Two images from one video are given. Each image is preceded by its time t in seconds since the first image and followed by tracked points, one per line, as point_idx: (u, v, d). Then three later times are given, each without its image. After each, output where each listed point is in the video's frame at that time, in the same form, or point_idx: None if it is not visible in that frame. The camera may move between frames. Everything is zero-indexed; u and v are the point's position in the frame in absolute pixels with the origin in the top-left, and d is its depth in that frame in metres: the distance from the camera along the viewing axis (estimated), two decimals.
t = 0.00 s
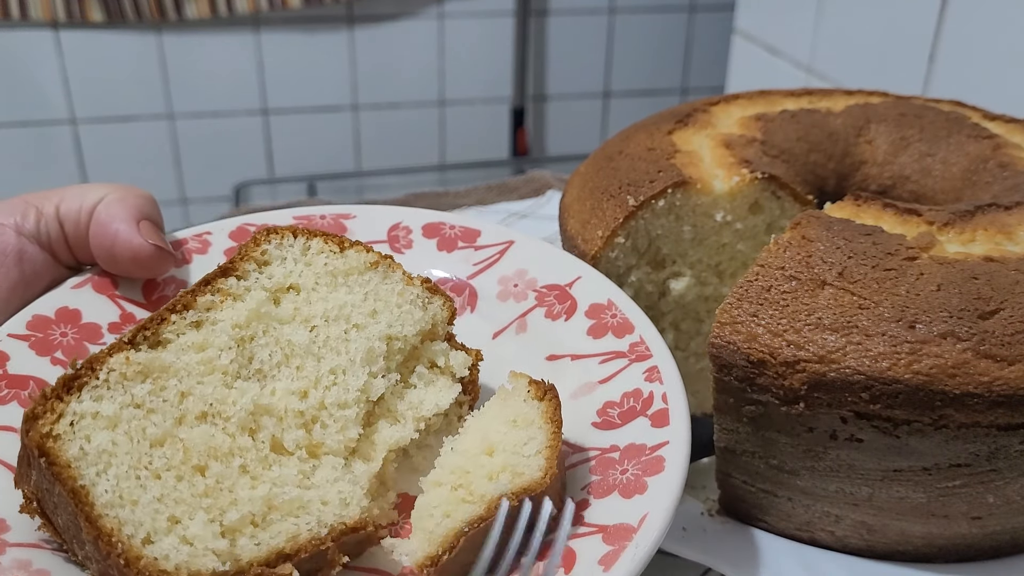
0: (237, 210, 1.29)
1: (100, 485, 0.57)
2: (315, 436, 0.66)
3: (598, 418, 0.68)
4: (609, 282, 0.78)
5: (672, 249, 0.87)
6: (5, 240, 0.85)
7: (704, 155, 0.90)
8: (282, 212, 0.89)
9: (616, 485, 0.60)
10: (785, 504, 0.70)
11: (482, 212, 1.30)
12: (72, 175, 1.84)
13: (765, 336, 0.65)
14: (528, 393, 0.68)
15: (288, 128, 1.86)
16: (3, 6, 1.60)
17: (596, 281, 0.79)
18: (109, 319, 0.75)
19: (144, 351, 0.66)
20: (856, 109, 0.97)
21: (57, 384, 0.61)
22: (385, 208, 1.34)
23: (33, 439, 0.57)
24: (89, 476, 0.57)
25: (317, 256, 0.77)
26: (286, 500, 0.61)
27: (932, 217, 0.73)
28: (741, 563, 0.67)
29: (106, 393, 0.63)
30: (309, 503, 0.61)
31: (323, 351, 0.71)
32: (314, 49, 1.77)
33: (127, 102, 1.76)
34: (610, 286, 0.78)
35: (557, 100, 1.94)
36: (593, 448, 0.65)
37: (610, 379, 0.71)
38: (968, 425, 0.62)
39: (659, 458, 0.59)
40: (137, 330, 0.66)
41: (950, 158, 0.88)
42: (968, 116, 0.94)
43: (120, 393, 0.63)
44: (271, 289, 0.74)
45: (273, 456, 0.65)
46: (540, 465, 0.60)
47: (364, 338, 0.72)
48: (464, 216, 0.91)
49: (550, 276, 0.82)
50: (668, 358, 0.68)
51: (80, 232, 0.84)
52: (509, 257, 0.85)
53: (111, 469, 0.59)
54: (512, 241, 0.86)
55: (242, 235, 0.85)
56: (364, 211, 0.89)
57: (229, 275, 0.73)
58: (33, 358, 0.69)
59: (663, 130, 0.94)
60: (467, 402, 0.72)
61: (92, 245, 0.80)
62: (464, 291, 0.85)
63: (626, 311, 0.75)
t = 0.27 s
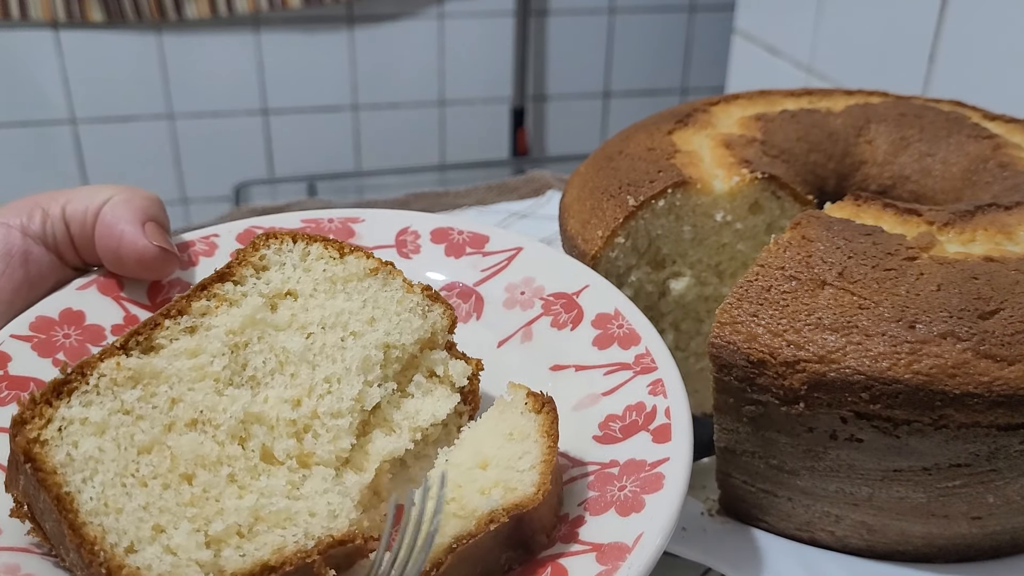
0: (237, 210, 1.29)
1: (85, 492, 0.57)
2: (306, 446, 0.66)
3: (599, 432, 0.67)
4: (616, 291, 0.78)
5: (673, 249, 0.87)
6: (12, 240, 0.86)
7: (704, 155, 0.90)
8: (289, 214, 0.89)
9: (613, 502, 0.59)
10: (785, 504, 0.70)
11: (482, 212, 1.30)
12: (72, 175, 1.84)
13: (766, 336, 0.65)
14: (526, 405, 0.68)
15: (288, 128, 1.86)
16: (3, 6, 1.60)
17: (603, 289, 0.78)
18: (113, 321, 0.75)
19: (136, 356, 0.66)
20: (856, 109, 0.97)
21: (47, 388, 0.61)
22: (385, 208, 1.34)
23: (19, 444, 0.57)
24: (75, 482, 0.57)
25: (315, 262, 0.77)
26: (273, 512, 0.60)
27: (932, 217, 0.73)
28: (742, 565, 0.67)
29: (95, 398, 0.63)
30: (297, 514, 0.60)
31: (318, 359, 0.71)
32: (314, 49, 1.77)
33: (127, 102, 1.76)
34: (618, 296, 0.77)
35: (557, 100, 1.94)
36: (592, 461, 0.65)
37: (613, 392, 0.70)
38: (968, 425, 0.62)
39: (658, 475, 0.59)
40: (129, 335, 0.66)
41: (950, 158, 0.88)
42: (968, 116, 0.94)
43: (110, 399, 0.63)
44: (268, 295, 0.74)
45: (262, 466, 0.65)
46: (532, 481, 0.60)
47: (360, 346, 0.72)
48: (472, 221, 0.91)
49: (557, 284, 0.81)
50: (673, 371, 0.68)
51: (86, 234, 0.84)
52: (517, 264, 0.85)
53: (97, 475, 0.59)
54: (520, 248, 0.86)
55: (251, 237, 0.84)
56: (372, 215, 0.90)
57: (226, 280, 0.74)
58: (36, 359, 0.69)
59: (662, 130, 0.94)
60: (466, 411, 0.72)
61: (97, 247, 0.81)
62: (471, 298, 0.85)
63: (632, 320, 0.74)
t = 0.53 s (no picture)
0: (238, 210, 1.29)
1: (109, 497, 0.57)
2: (324, 446, 0.66)
3: (611, 430, 0.67)
4: (626, 288, 0.78)
5: (673, 249, 0.87)
6: (21, 236, 0.86)
7: (703, 155, 0.90)
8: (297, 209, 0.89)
9: (627, 502, 0.60)
10: (785, 504, 0.70)
11: (482, 212, 1.30)
12: (72, 175, 1.84)
13: (765, 336, 0.65)
14: (540, 406, 0.68)
15: (287, 128, 1.86)
16: (3, 6, 1.60)
17: (612, 286, 0.78)
18: (123, 317, 0.75)
19: (153, 359, 0.66)
20: (856, 109, 0.97)
21: (67, 393, 0.61)
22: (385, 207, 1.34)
23: (41, 449, 0.56)
24: (98, 487, 0.57)
25: (329, 261, 0.77)
26: (293, 514, 0.61)
27: (932, 217, 0.73)
28: (740, 563, 0.67)
29: (115, 402, 0.62)
30: (318, 516, 0.61)
31: (333, 360, 0.71)
32: (314, 49, 1.77)
33: (127, 102, 1.76)
34: (626, 293, 0.77)
35: (557, 100, 1.94)
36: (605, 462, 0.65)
37: (624, 391, 0.70)
38: (968, 425, 0.62)
39: (671, 475, 0.59)
40: (147, 338, 0.66)
41: (950, 158, 0.88)
42: (968, 116, 0.94)
43: (130, 402, 0.63)
44: (283, 295, 0.74)
45: (282, 468, 0.65)
46: (548, 483, 0.60)
47: (375, 346, 0.72)
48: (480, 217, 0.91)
49: (566, 281, 0.81)
50: (684, 370, 0.68)
51: (95, 229, 0.85)
52: (526, 260, 0.85)
53: (120, 479, 0.59)
54: (528, 244, 0.86)
55: (258, 232, 0.85)
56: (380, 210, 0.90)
57: (241, 281, 0.73)
58: (47, 357, 0.69)
59: (662, 130, 0.94)
60: (478, 410, 0.72)
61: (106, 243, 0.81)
62: (480, 293, 0.85)
63: (642, 317, 0.75)
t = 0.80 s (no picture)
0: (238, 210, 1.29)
1: (109, 502, 0.58)
2: (324, 454, 0.66)
3: (617, 443, 0.67)
4: (631, 301, 0.78)
5: (672, 249, 0.87)
6: (26, 242, 0.85)
7: (703, 155, 0.90)
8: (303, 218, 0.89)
9: (633, 516, 0.60)
10: (785, 504, 0.70)
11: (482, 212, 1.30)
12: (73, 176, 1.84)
13: (765, 336, 0.65)
14: (546, 418, 0.67)
15: (287, 128, 1.86)
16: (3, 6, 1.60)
17: (618, 298, 0.79)
18: (128, 324, 0.75)
19: (156, 364, 0.66)
20: (856, 109, 0.97)
21: (68, 397, 0.61)
22: (385, 208, 1.34)
23: (41, 453, 0.57)
24: (98, 492, 0.58)
25: (334, 269, 0.77)
26: (292, 518, 0.61)
27: (932, 217, 0.73)
28: (741, 564, 0.67)
29: (116, 406, 0.63)
30: (316, 518, 0.61)
31: (337, 367, 0.71)
32: (314, 49, 1.77)
33: (127, 102, 1.76)
34: (633, 307, 0.77)
35: (557, 100, 1.94)
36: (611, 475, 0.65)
37: (630, 403, 0.70)
38: (968, 425, 0.62)
39: (678, 489, 0.59)
40: (149, 342, 0.66)
41: (950, 158, 0.88)
42: (968, 116, 0.94)
43: (131, 407, 0.64)
44: (287, 302, 0.74)
45: (282, 474, 0.64)
46: (555, 496, 0.60)
47: (380, 355, 0.72)
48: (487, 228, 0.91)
49: (572, 293, 0.81)
50: (690, 383, 0.68)
51: (100, 236, 0.85)
52: (531, 270, 0.85)
53: (120, 484, 0.59)
54: (534, 254, 0.86)
55: (263, 240, 0.85)
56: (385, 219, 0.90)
57: (245, 288, 0.73)
58: (51, 363, 0.69)
59: (662, 130, 0.94)
60: (484, 420, 0.72)
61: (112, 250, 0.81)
62: (485, 304, 0.84)
63: (648, 331, 0.75)
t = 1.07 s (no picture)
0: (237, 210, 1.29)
1: (86, 472, 0.59)
2: (298, 440, 0.67)
3: (611, 442, 0.67)
4: (627, 301, 0.78)
5: (672, 249, 0.87)
6: (24, 242, 0.85)
7: (703, 155, 0.90)
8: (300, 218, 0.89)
9: (628, 513, 0.60)
10: (785, 504, 0.70)
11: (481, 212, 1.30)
12: (72, 175, 1.84)
13: (765, 336, 0.65)
14: (541, 416, 0.68)
15: (287, 128, 1.85)
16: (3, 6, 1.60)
17: (613, 298, 0.78)
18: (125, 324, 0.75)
19: (143, 341, 0.67)
20: (856, 109, 0.97)
21: (56, 366, 0.63)
22: (384, 208, 1.34)
23: (25, 418, 0.58)
24: (76, 461, 0.59)
25: (329, 262, 0.77)
26: (261, 497, 0.62)
27: (933, 217, 0.73)
28: (740, 564, 0.68)
29: (101, 378, 0.64)
30: (282, 497, 0.62)
31: (319, 356, 0.72)
32: (314, 49, 1.77)
33: (127, 102, 1.76)
34: (628, 307, 0.77)
35: (557, 100, 1.94)
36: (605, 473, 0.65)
37: (624, 402, 0.70)
38: (968, 425, 0.62)
39: (672, 487, 0.59)
40: (139, 320, 0.68)
41: (950, 158, 0.87)
42: (968, 116, 0.94)
43: (115, 380, 0.65)
44: (279, 291, 0.75)
45: (254, 456, 0.65)
46: (550, 493, 0.60)
47: (363, 349, 0.72)
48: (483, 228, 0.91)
49: (567, 293, 0.81)
50: (683, 382, 0.68)
51: (98, 236, 0.84)
52: (526, 271, 0.85)
53: (98, 455, 0.60)
54: (530, 255, 0.86)
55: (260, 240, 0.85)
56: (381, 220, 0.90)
57: (239, 273, 0.74)
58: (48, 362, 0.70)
59: (662, 130, 0.94)
60: (471, 421, 0.72)
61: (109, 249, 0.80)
62: (480, 305, 0.84)
63: (642, 330, 0.75)
